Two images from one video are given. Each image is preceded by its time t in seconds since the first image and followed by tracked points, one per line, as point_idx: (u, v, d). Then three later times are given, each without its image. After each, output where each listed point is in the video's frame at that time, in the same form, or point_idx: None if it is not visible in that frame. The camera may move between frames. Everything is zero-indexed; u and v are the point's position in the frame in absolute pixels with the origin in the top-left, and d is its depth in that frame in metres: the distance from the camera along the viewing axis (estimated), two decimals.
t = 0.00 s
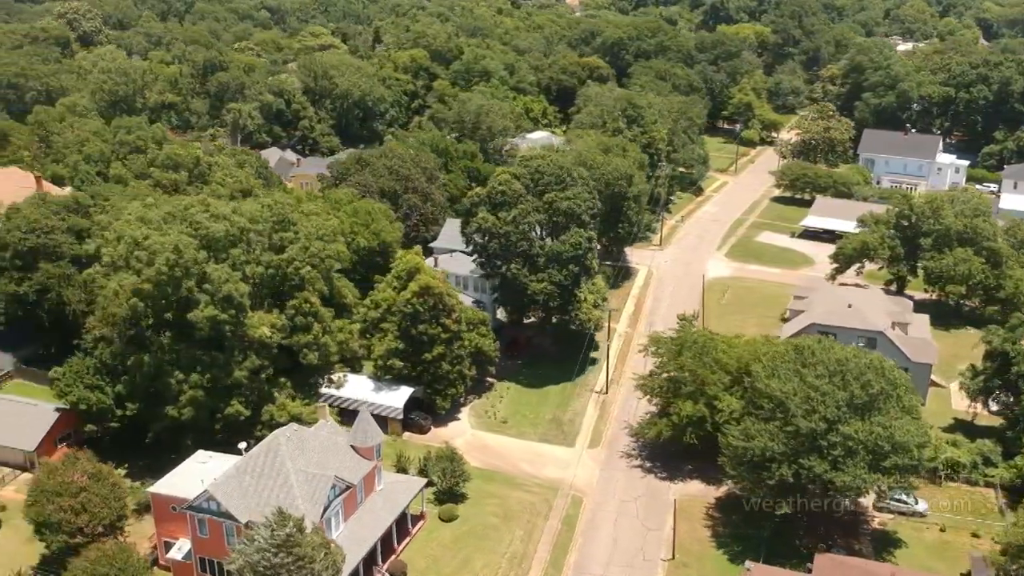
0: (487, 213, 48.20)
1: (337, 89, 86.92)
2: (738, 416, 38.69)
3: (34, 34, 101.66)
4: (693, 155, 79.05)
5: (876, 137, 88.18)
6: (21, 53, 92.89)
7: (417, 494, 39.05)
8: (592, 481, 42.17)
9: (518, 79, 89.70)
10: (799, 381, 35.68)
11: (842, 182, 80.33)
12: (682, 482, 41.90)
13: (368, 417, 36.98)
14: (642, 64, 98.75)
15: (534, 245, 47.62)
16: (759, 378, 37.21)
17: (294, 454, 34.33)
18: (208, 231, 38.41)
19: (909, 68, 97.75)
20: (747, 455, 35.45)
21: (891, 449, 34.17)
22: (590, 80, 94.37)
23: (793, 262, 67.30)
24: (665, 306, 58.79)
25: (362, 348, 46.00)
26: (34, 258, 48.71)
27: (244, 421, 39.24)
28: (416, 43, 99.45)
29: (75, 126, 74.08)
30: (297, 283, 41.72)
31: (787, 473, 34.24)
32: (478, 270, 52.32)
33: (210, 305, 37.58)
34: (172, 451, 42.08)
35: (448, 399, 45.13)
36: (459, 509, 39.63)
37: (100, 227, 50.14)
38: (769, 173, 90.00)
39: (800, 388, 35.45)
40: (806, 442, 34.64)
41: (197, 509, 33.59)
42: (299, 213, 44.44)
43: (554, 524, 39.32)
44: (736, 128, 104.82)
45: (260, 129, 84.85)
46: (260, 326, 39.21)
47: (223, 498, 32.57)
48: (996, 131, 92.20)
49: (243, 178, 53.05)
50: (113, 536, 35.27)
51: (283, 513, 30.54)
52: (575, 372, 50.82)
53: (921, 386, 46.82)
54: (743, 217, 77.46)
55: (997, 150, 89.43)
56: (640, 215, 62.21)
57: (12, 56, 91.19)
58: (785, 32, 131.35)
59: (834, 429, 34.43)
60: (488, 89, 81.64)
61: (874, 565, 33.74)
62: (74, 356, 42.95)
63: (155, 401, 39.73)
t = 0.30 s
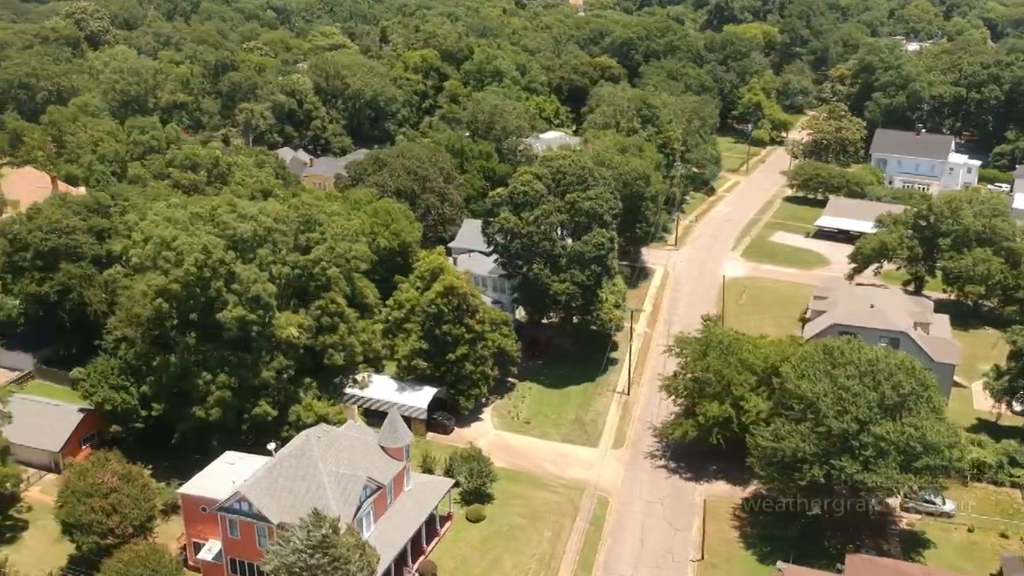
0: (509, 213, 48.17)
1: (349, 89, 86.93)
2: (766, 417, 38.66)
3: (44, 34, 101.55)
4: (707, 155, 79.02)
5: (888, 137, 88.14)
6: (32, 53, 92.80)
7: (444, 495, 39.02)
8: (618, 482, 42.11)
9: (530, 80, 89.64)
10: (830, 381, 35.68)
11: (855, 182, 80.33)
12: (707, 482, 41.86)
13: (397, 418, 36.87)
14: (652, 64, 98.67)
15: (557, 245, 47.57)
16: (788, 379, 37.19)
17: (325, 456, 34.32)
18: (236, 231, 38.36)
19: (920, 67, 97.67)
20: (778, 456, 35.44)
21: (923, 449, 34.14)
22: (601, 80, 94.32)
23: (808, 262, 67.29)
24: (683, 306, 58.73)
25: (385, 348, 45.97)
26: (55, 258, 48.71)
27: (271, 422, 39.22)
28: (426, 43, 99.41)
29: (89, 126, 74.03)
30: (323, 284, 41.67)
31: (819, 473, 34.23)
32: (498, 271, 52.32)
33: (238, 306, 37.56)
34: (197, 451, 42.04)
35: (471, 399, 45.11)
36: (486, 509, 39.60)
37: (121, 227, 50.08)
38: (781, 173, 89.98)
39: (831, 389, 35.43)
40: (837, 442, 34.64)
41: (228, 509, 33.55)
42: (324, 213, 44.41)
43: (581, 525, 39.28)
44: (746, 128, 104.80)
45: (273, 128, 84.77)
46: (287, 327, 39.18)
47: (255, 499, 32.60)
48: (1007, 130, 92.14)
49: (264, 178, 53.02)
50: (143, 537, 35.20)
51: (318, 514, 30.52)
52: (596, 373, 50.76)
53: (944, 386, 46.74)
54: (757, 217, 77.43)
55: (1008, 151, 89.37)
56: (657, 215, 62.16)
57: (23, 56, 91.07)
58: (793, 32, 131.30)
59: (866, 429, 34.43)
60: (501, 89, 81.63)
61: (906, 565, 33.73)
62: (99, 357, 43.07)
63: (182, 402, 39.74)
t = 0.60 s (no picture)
0: (531, 214, 48.15)
1: (362, 89, 86.98)
2: (793, 417, 38.63)
3: (54, 34, 101.50)
4: (720, 155, 78.98)
5: (900, 137, 88.17)
6: (43, 53, 92.79)
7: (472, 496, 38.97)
8: (644, 483, 42.10)
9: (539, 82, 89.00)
10: (861, 383, 35.68)
11: (868, 182, 80.36)
12: (733, 483, 41.82)
13: (426, 419, 37.41)
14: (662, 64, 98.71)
15: (579, 246, 47.53)
16: (817, 379, 37.16)
17: (357, 457, 34.30)
18: (264, 232, 38.34)
19: (930, 68, 97.63)
20: (808, 457, 35.45)
21: (954, 450, 34.12)
22: (612, 80, 94.28)
23: (824, 262, 67.30)
24: (701, 307, 58.72)
25: (408, 349, 45.97)
26: (77, 259, 48.78)
27: (298, 423, 39.18)
28: (436, 44, 99.36)
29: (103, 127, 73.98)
30: (348, 285, 41.63)
31: (850, 475, 34.22)
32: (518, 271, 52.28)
33: (266, 307, 37.56)
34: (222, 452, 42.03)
35: (494, 400, 45.09)
36: (513, 510, 39.57)
37: (141, 227, 50.05)
38: (792, 173, 90.02)
39: (862, 390, 35.42)
40: (868, 443, 34.65)
41: (260, 511, 33.53)
42: (349, 213, 44.29)
43: (609, 526, 39.23)
44: (755, 128, 104.79)
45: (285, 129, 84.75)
46: (314, 328, 39.17)
47: (288, 500, 32.60)
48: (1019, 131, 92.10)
49: (284, 179, 53.02)
50: (173, 539, 35.18)
51: (353, 515, 30.48)
52: (617, 373, 50.73)
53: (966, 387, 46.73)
54: (771, 217, 77.44)
55: (1020, 151, 89.32)
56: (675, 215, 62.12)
57: (34, 56, 91.02)
58: (801, 32, 131.35)
59: (897, 430, 34.41)
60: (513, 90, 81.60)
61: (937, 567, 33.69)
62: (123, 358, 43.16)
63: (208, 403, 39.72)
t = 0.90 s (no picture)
0: (553, 214, 48.07)
1: (374, 89, 86.98)
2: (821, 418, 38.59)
3: (65, 34, 101.43)
4: (734, 156, 78.96)
5: (911, 137, 88.37)
6: (54, 53, 92.71)
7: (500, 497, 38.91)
8: (669, 484, 42.04)
9: (553, 79, 89.84)
10: (891, 383, 35.70)
11: (881, 182, 80.44)
12: (759, 484, 41.76)
13: (455, 419, 37.03)
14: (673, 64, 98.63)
15: (602, 246, 47.40)
16: (846, 380, 37.16)
17: (388, 457, 34.32)
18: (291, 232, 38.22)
19: (941, 68, 97.61)
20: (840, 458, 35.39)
21: (985, 450, 34.11)
22: (623, 80, 94.20)
23: (839, 262, 67.34)
24: (719, 307, 58.66)
25: (432, 350, 45.93)
26: (98, 260, 48.82)
27: (326, 424, 39.21)
28: (446, 44, 99.26)
29: (117, 127, 73.94)
30: (374, 286, 41.56)
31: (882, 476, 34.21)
32: (539, 271, 52.35)
33: (295, 308, 37.55)
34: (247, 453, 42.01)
35: (518, 401, 45.07)
36: (540, 511, 39.55)
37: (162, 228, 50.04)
38: (804, 173, 90.04)
39: (893, 390, 35.41)
40: (900, 444, 34.65)
41: (292, 512, 33.51)
42: (374, 214, 44.19)
43: (636, 527, 39.16)
44: (765, 128, 104.71)
45: (298, 129, 84.71)
46: (342, 329, 39.15)
47: (319, 501, 32.83)
48: None
49: (304, 180, 53.02)
50: (204, 540, 35.13)
51: (389, 516, 30.47)
52: (637, 374, 50.71)
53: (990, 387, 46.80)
54: (785, 217, 77.45)
55: None
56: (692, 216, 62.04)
57: (45, 56, 90.92)
58: (808, 32, 131.30)
59: (929, 431, 34.41)
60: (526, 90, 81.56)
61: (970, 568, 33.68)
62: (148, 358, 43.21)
63: (235, 402, 39.76)
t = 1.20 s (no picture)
0: (575, 215, 48.00)
1: (386, 90, 86.97)
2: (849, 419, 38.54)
3: (75, 34, 101.45)
4: (747, 156, 78.99)
5: (923, 137, 88.37)
6: (66, 53, 92.77)
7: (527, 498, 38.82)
8: (695, 485, 42.00)
9: (565, 79, 90.06)
10: (921, 384, 35.69)
11: (895, 182, 80.47)
12: (785, 485, 41.69)
13: (484, 422, 36.97)
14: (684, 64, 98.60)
15: (624, 246, 47.31)
16: (875, 381, 37.12)
17: (420, 459, 34.35)
18: (320, 233, 38.21)
19: (952, 68, 97.62)
20: (872, 459, 35.34)
21: (1017, 451, 34.09)
22: (635, 80, 94.16)
23: (855, 262, 67.36)
24: (737, 307, 58.62)
25: (455, 350, 45.90)
26: (120, 260, 48.77)
27: (353, 425, 39.21)
28: (457, 44, 99.21)
29: (132, 128, 73.95)
30: (401, 287, 41.54)
31: (914, 476, 34.18)
32: (560, 272, 52.44)
33: (324, 308, 37.55)
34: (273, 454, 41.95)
35: (541, 402, 45.03)
36: (567, 512, 39.52)
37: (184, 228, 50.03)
38: (816, 173, 90.06)
39: (923, 391, 35.41)
40: (931, 445, 34.63)
41: (324, 513, 33.44)
42: (398, 215, 44.13)
43: (664, 528, 39.11)
44: (775, 128, 104.64)
45: (311, 130, 84.69)
46: (369, 329, 39.13)
47: (352, 501, 32.78)
48: None
49: (324, 180, 52.97)
50: (234, 541, 35.08)
51: (424, 517, 30.42)
52: (659, 375, 50.68)
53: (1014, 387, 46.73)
54: (799, 217, 77.46)
55: None
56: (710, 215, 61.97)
57: (57, 57, 90.94)
58: (816, 32, 131.22)
59: (960, 431, 34.41)
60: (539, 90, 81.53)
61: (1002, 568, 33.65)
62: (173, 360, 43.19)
63: (262, 402, 39.75)
